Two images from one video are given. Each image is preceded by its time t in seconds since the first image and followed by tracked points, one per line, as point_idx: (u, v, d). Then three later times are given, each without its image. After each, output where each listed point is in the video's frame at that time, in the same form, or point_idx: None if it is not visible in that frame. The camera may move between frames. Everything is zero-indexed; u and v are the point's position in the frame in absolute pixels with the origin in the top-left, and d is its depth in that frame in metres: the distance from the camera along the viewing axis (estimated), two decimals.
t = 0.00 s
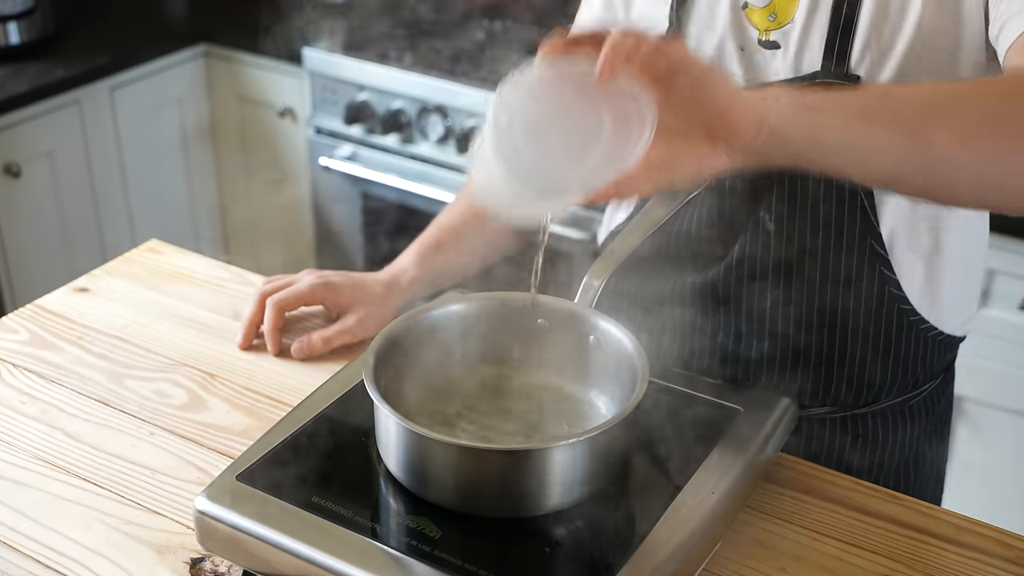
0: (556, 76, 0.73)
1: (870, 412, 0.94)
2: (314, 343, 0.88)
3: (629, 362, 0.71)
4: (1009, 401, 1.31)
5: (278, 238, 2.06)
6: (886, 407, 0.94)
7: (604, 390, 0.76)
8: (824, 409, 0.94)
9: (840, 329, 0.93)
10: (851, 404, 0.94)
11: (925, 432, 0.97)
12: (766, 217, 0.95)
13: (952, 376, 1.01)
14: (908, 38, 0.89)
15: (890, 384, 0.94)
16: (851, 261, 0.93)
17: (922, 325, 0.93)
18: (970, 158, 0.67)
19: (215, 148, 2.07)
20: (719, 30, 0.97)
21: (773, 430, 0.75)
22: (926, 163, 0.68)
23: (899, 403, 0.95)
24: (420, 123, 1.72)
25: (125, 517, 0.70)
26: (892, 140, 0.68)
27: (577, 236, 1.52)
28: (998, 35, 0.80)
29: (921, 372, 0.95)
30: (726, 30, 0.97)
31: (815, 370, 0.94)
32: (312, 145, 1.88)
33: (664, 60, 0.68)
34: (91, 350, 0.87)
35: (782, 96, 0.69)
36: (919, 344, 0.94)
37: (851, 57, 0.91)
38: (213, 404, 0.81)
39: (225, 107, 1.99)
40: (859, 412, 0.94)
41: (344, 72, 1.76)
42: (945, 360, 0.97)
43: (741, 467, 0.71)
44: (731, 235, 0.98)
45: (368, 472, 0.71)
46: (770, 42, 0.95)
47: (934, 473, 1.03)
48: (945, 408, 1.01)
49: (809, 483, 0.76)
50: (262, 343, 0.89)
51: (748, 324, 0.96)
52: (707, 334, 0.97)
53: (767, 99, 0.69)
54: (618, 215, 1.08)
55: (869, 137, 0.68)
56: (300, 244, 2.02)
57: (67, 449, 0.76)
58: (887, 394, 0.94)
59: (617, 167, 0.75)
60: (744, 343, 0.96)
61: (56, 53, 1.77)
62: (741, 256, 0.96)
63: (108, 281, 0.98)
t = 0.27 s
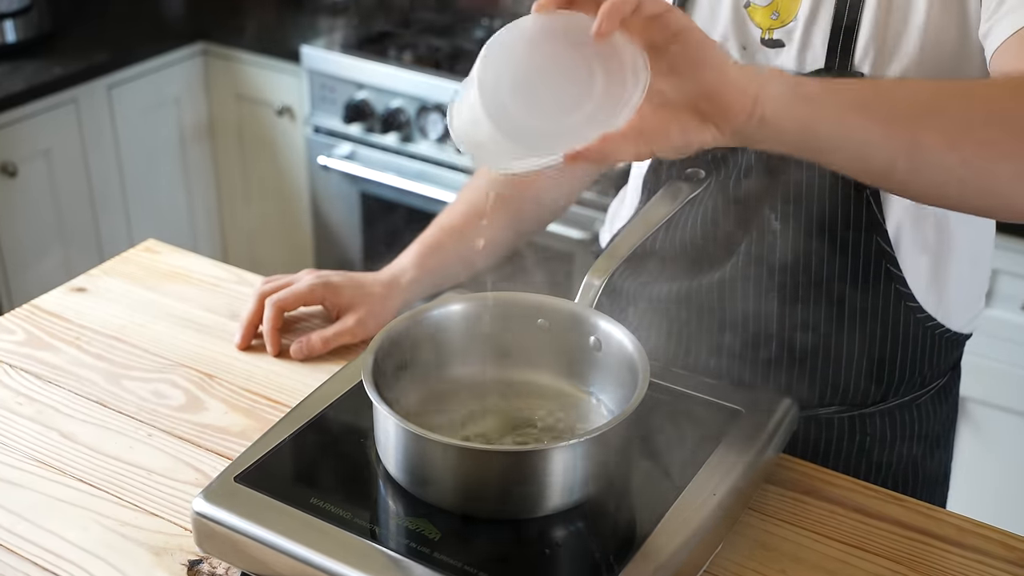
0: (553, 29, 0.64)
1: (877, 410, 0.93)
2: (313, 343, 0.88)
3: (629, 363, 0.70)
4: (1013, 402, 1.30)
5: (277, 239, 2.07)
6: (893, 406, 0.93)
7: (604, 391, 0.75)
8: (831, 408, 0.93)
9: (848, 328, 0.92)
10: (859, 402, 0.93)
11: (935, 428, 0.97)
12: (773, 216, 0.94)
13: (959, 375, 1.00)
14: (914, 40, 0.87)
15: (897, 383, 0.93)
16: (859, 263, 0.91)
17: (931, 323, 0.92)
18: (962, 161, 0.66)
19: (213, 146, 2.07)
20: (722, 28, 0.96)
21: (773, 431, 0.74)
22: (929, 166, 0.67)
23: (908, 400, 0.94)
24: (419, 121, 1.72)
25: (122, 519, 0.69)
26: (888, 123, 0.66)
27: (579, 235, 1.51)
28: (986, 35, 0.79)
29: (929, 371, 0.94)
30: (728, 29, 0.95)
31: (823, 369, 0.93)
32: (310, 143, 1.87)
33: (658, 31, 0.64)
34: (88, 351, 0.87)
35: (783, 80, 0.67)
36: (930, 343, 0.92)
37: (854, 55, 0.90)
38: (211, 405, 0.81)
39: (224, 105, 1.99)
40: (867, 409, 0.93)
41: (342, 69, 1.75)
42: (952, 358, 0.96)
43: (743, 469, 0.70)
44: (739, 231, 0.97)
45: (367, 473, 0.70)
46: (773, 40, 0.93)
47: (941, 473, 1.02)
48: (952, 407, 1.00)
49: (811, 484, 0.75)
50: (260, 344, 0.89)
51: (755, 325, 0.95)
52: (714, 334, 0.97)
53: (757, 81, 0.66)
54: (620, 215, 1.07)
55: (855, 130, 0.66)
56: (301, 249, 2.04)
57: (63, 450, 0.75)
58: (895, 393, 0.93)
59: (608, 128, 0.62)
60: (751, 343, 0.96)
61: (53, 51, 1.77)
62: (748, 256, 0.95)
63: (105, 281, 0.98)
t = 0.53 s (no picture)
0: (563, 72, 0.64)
1: (883, 409, 0.93)
2: (312, 343, 0.87)
3: (631, 363, 0.70)
4: (1013, 401, 1.30)
5: (276, 238, 2.06)
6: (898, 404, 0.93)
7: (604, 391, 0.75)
8: (836, 407, 0.94)
9: (856, 326, 0.92)
10: (863, 402, 0.93)
11: (937, 428, 0.96)
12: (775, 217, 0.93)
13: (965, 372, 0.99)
14: (922, 40, 0.86)
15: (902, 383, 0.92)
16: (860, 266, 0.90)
17: (935, 323, 0.91)
18: (958, 197, 0.68)
19: (211, 145, 2.06)
20: (720, 28, 0.95)
21: (775, 434, 0.74)
22: (939, 203, 0.68)
23: (914, 399, 0.93)
24: (418, 120, 1.71)
25: (120, 520, 0.69)
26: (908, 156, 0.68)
27: (579, 234, 1.51)
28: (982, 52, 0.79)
29: (935, 370, 0.93)
30: (727, 30, 0.94)
31: (827, 369, 0.93)
32: (309, 142, 1.87)
33: (664, 70, 0.65)
34: (85, 351, 0.86)
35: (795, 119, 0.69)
36: (933, 341, 0.92)
37: (854, 58, 0.89)
38: (210, 405, 0.80)
39: (222, 103, 1.99)
40: (870, 410, 0.93)
41: (340, 67, 1.74)
42: (957, 354, 0.95)
43: (744, 470, 0.69)
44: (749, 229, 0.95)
45: (367, 474, 0.70)
46: (774, 41, 0.92)
47: (946, 474, 1.01)
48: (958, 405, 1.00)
49: (814, 485, 0.75)
50: (258, 344, 0.88)
51: (757, 326, 0.95)
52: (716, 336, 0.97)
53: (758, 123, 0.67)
54: (619, 215, 1.06)
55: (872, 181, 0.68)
56: (301, 248, 2.03)
57: (61, 451, 0.75)
58: (901, 392, 0.93)
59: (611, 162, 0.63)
60: (753, 345, 0.95)
61: (50, 50, 1.76)
62: (750, 256, 0.95)
63: (102, 280, 0.97)
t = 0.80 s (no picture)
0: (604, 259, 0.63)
1: (887, 413, 0.92)
2: (311, 345, 0.87)
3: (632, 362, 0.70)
4: (1017, 403, 1.29)
5: (275, 237, 2.05)
6: (903, 409, 0.92)
7: (606, 390, 0.74)
8: (842, 412, 0.92)
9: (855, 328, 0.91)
10: (870, 406, 0.92)
11: (941, 433, 0.95)
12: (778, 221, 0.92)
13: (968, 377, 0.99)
14: (935, 55, 0.84)
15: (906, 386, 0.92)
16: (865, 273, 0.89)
17: (941, 326, 0.91)
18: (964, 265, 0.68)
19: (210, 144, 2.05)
20: (731, 32, 0.93)
21: (777, 435, 0.73)
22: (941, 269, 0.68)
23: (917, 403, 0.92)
24: (417, 118, 1.70)
25: (117, 521, 0.68)
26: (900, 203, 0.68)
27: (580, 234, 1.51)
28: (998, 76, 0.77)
29: (937, 375, 0.93)
30: (739, 33, 0.93)
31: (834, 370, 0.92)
32: (307, 141, 1.86)
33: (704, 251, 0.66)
34: (82, 351, 0.86)
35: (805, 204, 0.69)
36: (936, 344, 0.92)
37: (866, 63, 0.87)
38: (208, 406, 0.80)
39: (221, 102, 1.98)
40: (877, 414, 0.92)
41: (339, 66, 1.74)
42: (963, 360, 0.96)
43: (747, 469, 0.69)
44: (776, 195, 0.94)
45: (366, 475, 0.69)
46: (784, 46, 0.91)
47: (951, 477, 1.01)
48: (962, 411, 0.99)
49: (816, 487, 0.74)
50: (256, 345, 0.88)
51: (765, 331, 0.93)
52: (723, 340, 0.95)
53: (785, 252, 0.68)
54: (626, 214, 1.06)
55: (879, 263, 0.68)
56: (300, 248, 2.03)
57: (58, 452, 0.74)
58: (905, 395, 0.92)
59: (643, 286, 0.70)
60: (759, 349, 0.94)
61: (46, 48, 1.76)
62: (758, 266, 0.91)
63: (99, 280, 0.97)
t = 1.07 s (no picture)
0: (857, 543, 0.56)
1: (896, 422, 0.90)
2: (310, 344, 0.86)
3: (632, 363, 0.69)
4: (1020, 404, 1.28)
5: (274, 236, 2.05)
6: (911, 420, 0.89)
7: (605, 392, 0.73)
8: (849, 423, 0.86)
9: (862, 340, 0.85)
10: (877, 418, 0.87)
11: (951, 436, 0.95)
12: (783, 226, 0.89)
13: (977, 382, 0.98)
14: (952, 72, 0.85)
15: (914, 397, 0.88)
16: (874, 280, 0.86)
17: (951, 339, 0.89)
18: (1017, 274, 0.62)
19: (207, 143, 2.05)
20: (739, 35, 0.93)
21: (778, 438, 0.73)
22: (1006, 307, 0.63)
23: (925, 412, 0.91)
24: (416, 117, 1.70)
25: (114, 523, 0.68)
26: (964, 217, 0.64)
27: (580, 234, 1.51)
28: None
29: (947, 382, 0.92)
30: (746, 36, 0.93)
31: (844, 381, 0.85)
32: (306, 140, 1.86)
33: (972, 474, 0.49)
34: (79, 352, 0.85)
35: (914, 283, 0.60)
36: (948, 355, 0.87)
37: (874, 69, 0.87)
38: (206, 407, 0.79)
39: (219, 100, 1.97)
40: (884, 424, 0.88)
41: (337, 64, 1.73)
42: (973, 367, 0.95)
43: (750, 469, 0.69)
44: (738, 267, 0.92)
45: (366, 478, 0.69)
46: (792, 50, 0.91)
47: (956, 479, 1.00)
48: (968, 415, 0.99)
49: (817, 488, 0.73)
50: (254, 345, 0.87)
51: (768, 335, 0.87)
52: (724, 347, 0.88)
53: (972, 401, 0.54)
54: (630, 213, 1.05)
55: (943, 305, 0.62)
56: (299, 247, 2.02)
57: (55, 454, 0.74)
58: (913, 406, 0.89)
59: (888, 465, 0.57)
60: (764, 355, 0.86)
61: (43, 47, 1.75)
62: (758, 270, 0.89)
63: (96, 280, 0.96)
